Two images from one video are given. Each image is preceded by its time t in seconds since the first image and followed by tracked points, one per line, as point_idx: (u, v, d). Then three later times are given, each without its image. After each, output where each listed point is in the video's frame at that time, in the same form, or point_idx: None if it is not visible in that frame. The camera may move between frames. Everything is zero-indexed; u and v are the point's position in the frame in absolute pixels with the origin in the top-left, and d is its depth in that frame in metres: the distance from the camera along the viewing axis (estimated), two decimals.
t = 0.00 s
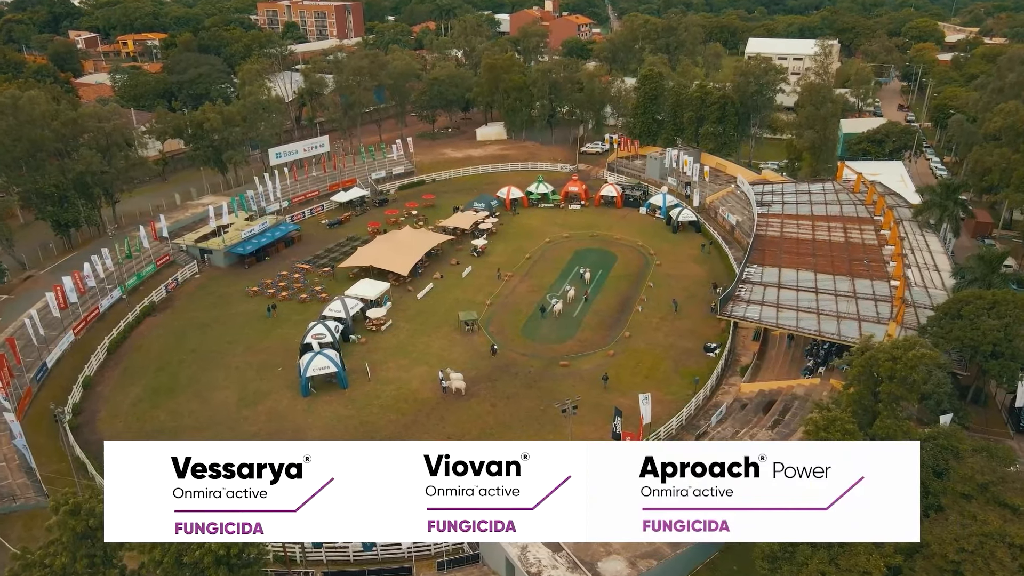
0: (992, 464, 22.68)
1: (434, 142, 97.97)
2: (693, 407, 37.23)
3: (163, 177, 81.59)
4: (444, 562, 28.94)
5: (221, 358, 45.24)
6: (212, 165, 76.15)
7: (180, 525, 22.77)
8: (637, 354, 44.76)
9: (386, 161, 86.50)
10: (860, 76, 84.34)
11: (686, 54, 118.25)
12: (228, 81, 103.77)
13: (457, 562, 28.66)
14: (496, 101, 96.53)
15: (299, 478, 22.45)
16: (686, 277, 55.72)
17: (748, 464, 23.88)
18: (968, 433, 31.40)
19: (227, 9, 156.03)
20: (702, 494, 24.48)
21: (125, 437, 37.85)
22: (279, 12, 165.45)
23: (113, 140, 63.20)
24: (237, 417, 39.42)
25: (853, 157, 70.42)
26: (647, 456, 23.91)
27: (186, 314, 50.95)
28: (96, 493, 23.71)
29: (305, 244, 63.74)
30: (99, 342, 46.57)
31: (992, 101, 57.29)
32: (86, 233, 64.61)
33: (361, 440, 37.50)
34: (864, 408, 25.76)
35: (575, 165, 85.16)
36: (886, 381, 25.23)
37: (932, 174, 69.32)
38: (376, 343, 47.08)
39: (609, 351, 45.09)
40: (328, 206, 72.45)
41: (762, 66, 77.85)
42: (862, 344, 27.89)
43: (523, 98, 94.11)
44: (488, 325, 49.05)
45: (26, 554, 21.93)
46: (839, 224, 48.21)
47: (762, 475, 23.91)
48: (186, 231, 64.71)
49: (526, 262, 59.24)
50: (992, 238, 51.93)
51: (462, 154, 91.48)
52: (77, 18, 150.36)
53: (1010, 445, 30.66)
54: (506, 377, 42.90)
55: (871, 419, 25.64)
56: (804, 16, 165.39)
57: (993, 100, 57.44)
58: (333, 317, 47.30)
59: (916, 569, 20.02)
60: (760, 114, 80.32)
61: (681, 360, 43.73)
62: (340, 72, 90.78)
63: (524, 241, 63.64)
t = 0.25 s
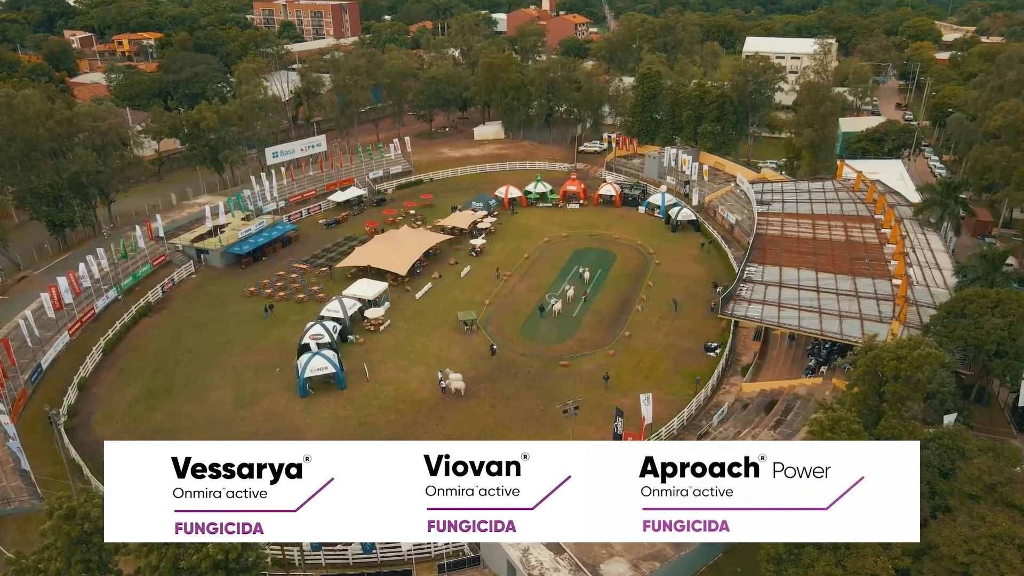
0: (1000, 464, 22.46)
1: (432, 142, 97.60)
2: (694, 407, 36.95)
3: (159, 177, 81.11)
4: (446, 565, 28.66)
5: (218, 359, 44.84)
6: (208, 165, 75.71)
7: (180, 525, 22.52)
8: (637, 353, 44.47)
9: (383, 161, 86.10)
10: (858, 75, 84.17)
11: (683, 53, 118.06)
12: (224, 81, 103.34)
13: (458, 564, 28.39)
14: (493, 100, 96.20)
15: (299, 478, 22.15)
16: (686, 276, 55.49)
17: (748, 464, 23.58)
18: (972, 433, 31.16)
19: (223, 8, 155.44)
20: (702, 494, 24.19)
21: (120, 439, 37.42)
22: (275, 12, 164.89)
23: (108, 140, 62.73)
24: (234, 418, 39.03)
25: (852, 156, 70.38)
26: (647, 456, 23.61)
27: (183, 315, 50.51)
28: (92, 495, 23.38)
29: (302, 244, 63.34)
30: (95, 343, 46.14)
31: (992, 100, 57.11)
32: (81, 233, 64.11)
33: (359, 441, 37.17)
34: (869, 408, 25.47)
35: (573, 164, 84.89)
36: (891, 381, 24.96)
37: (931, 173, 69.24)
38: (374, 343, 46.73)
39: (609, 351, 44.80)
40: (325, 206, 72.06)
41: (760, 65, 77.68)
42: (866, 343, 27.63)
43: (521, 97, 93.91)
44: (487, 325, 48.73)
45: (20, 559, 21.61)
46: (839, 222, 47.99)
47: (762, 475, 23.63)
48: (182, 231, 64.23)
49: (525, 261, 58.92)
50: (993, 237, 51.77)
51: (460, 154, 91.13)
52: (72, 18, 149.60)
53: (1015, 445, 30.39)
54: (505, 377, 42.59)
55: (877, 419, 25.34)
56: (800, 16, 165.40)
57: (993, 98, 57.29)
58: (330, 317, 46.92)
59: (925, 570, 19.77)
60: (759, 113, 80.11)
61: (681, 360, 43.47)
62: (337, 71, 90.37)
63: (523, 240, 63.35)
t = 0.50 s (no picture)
0: (1008, 465, 22.23)
1: (429, 141, 97.25)
2: (695, 407, 36.68)
3: (155, 177, 80.60)
4: (446, 568, 28.40)
5: (215, 359, 44.46)
6: (204, 164, 75.26)
7: (180, 525, 22.34)
8: (637, 353, 44.17)
9: (380, 160, 85.70)
10: (856, 74, 84.08)
11: (681, 52, 117.81)
12: (220, 80, 102.82)
13: (459, 567, 28.11)
14: (491, 99, 95.85)
15: (299, 478, 21.86)
16: (685, 275, 55.25)
17: (749, 464, 23.28)
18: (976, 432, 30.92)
19: (219, 7, 154.69)
20: (702, 494, 23.85)
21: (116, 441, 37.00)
22: (272, 11, 164.11)
23: (103, 139, 62.27)
24: (232, 420, 38.64)
25: (851, 155, 70.33)
26: (647, 455, 23.32)
27: (179, 315, 50.09)
28: (88, 498, 23.04)
29: (299, 244, 62.91)
30: (90, 344, 45.75)
31: (991, 98, 56.97)
32: (76, 233, 63.63)
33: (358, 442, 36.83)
34: (874, 408, 25.18)
35: (571, 163, 84.60)
36: (896, 381, 24.70)
37: (930, 171, 69.12)
38: (373, 344, 46.38)
39: (609, 351, 44.50)
40: (322, 205, 71.66)
41: (759, 64, 77.53)
42: (871, 343, 27.39)
43: (518, 96, 93.75)
44: (486, 325, 48.39)
45: (14, 563, 21.32)
46: (839, 221, 47.79)
47: (762, 475, 23.31)
48: (178, 231, 63.74)
49: (524, 261, 58.61)
50: (993, 235, 51.62)
51: (457, 153, 90.76)
52: (67, 17, 148.75)
53: (1021, 445, 30.13)
54: (505, 378, 42.27)
55: (882, 419, 25.04)
56: (797, 15, 165.31)
57: (992, 97, 57.16)
58: (328, 318, 46.54)
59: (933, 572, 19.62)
60: (757, 112, 79.89)
61: (681, 359, 43.21)
62: (334, 71, 89.95)
63: (521, 239, 63.06)
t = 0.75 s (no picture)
0: (1016, 466, 22.00)
1: (427, 140, 96.87)
2: (696, 407, 36.42)
3: (150, 176, 80.08)
4: (447, 570, 28.03)
5: (212, 360, 44.06)
6: (201, 164, 74.78)
7: (179, 525, 21.93)
8: (637, 353, 43.90)
9: (378, 160, 85.28)
10: (854, 73, 83.90)
11: (679, 51, 117.63)
12: (216, 80, 102.24)
13: (460, 569, 27.74)
14: (489, 99, 95.50)
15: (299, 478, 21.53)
16: (685, 274, 55.01)
17: (749, 464, 22.94)
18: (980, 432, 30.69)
19: (215, 7, 153.94)
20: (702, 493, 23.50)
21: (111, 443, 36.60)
22: (268, 11, 163.35)
23: (99, 139, 61.77)
24: (229, 421, 38.27)
25: (850, 153, 70.23)
26: (647, 455, 23.00)
27: (176, 316, 49.66)
28: (84, 502, 22.64)
29: (296, 244, 62.50)
30: (86, 345, 45.31)
31: (991, 96, 56.82)
32: (71, 233, 63.12)
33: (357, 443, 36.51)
34: (880, 408, 24.88)
35: (569, 162, 84.31)
36: (902, 381, 24.44)
37: (929, 170, 69.04)
38: (371, 344, 46.02)
39: (609, 351, 44.23)
40: (319, 205, 71.24)
41: (757, 62, 77.35)
42: (875, 342, 27.15)
43: (516, 95, 93.45)
44: (485, 325, 48.08)
45: (8, 568, 20.92)
46: (840, 220, 47.61)
47: (762, 475, 22.97)
48: (175, 231, 63.27)
49: (522, 260, 58.30)
50: (993, 234, 51.48)
51: (455, 153, 90.38)
52: (62, 17, 147.92)
53: None
54: (505, 378, 41.96)
55: (888, 420, 24.74)
56: (794, 14, 165.19)
57: (992, 95, 57.02)
58: (326, 318, 46.17)
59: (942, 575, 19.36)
60: (756, 111, 79.70)
61: (682, 359, 42.96)
62: (330, 70, 89.53)
63: (520, 239, 62.76)
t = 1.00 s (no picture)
0: None
1: (424, 140, 96.46)
2: (698, 407, 36.14)
3: (146, 176, 79.57)
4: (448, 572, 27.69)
5: (209, 361, 43.67)
6: (197, 163, 74.31)
7: (179, 525, 21.65)
8: (638, 353, 43.62)
9: (375, 159, 84.83)
10: (852, 72, 83.72)
11: (676, 50, 117.53)
12: (212, 79, 101.74)
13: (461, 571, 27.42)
14: (486, 98, 95.14)
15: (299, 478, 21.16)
16: (685, 274, 54.76)
17: (749, 464, 22.55)
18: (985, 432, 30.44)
19: (210, 6, 153.24)
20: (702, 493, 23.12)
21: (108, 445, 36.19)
22: (264, 10, 162.72)
23: (94, 138, 61.30)
24: (227, 423, 37.90)
25: (849, 152, 70.19)
26: (647, 455, 22.61)
27: (172, 316, 49.23)
28: (80, 505, 22.27)
29: (293, 244, 62.08)
30: (81, 346, 44.88)
31: (991, 95, 56.67)
32: (66, 233, 62.63)
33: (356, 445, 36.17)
34: (885, 408, 24.64)
35: (567, 161, 84.04)
36: (909, 380, 24.20)
37: (928, 169, 69.04)
38: (369, 344, 45.68)
39: (610, 351, 43.94)
40: (316, 205, 70.82)
41: (756, 61, 77.25)
42: (880, 341, 26.93)
43: (514, 94, 93.14)
44: (484, 325, 47.76)
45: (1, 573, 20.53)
46: (840, 218, 47.40)
47: (762, 475, 22.57)
48: (171, 231, 62.80)
49: (521, 260, 57.98)
50: (993, 233, 51.36)
51: (453, 152, 90.05)
52: (57, 16, 147.08)
53: None
54: (505, 378, 41.65)
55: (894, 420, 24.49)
56: (791, 14, 165.24)
57: (992, 93, 56.90)
58: (324, 318, 45.79)
59: None
60: (754, 109, 79.58)
61: (683, 359, 42.70)
62: (327, 69, 89.10)
63: (519, 238, 62.46)
